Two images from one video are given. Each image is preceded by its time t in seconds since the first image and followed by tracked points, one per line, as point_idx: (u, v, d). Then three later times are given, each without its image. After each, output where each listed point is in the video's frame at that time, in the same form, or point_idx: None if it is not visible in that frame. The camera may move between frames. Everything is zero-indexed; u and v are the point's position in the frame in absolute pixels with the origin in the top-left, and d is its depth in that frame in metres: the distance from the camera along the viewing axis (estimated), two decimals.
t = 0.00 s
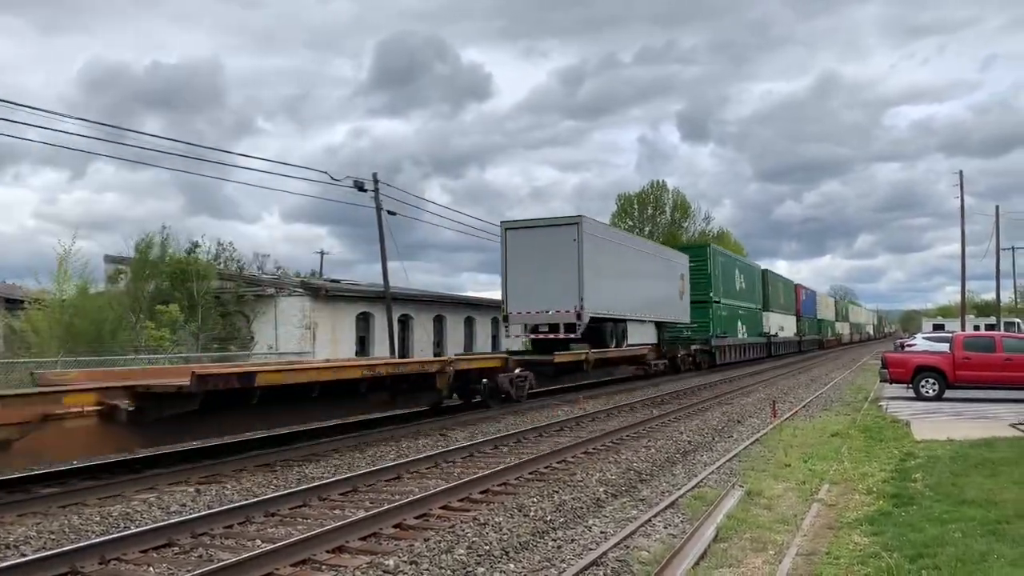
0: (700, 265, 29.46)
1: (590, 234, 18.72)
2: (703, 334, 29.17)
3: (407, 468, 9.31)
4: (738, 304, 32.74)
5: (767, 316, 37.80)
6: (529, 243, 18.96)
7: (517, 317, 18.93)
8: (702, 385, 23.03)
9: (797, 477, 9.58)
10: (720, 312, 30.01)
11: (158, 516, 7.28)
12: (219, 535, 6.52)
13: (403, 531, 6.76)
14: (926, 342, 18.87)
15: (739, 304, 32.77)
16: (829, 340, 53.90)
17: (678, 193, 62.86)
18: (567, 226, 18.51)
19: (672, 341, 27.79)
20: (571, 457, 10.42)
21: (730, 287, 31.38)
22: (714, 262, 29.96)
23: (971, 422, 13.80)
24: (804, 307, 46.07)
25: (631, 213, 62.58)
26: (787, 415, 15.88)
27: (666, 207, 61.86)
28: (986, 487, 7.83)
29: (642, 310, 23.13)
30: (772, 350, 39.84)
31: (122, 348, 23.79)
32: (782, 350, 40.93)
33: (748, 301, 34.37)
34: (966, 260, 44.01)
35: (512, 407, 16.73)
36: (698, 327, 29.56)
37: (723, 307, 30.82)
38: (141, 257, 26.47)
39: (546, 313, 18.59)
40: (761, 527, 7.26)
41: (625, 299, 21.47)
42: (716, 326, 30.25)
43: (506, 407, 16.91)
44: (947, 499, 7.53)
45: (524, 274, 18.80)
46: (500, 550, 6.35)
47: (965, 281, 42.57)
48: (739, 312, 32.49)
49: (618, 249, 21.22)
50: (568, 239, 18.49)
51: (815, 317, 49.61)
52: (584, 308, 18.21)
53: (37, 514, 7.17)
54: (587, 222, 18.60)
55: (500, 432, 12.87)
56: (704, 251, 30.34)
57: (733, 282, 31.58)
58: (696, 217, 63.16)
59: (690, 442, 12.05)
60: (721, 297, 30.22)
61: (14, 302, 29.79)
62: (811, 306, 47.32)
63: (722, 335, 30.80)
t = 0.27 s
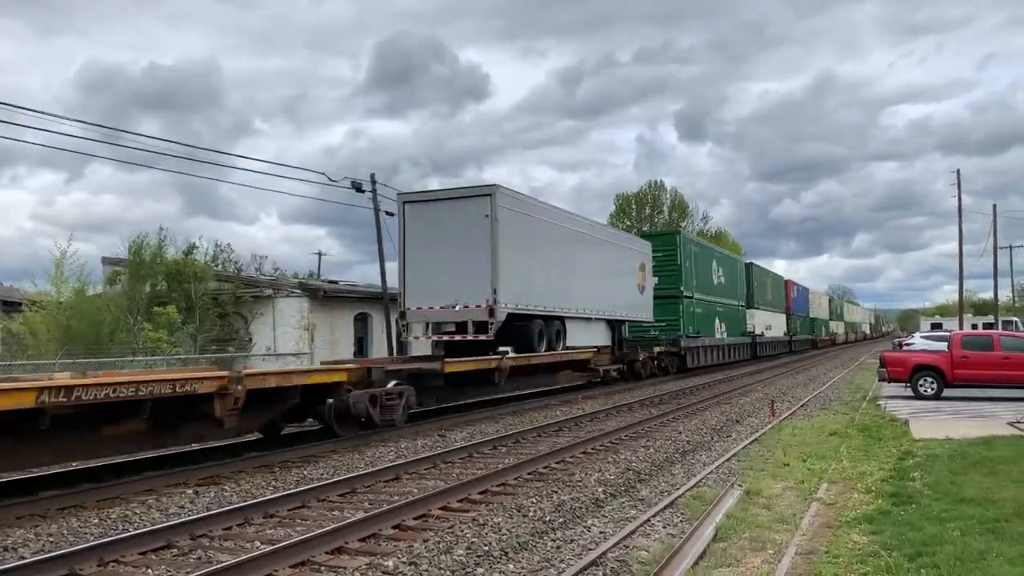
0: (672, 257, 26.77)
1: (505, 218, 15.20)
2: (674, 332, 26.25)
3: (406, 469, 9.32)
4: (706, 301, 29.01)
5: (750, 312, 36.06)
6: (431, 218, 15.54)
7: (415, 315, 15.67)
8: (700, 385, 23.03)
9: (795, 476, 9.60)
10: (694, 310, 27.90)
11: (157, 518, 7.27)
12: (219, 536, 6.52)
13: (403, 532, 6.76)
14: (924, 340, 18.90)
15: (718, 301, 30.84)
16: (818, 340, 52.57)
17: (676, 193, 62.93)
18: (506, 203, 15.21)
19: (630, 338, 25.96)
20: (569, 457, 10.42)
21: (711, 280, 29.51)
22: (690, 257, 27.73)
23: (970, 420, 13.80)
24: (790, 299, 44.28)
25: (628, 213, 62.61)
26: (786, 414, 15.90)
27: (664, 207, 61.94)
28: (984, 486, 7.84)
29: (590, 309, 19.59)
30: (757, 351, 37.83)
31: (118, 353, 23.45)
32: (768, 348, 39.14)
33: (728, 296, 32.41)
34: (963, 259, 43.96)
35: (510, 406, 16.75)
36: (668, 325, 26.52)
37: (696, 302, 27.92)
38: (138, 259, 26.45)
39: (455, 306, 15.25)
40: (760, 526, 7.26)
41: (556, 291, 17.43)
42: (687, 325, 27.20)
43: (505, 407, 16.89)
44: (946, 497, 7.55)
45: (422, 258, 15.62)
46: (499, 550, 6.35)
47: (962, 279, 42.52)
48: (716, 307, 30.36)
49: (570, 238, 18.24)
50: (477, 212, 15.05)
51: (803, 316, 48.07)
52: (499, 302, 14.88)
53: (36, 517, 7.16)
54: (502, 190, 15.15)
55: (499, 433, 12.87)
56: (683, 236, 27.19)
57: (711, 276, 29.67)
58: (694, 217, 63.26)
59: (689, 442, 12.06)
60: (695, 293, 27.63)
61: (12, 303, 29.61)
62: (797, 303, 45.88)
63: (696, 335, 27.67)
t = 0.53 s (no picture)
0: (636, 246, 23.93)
1: (366, 174, 11.57)
2: (639, 331, 23.50)
3: (407, 469, 9.32)
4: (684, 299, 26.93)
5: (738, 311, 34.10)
6: (264, 173, 11.91)
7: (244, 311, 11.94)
8: (701, 385, 23.01)
9: (797, 476, 9.60)
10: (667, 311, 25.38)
11: (159, 518, 7.28)
12: (221, 536, 6.53)
13: (404, 532, 6.77)
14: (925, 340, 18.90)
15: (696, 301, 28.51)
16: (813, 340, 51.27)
17: (677, 193, 62.95)
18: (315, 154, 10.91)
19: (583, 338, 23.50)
20: (571, 457, 10.42)
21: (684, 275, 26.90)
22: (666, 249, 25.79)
23: (971, 420, 13.78)
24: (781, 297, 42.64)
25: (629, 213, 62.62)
26: (787, 414, 15.90)
27: (665, 207, 61.96)
28: (986, 485, 7.84)
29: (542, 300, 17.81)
30: (746, 353, 35.91)
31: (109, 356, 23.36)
32: (758, 349, 37.18)
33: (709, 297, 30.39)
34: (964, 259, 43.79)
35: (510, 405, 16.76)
36: (628, 324, 23.81)
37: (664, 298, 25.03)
38: (139, 260, 26.47)
39: (295, 298, 11.56)
40: (761, 526, 7.27)
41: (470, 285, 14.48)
42: (654, 322, 24.47)
43: (506, 407, 16.88)
44: (947, 497, 7.55)
45: (256, 218, 11.96)
46: (500, 550, 6.35)
47: (965, 279, 42.32)
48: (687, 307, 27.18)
49: (494, 215, 15.53)
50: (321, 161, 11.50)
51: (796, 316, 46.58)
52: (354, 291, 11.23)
53: (38, 516, 7.16)
54: (362, 137, 11.53)
55: (500, 432, 12.86)
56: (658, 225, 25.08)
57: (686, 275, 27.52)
58: (695, 217, 63.29)
59: (691, 442, 12.05)
60: (662, 288, 24.65)
61: (13, 304, 29.65)
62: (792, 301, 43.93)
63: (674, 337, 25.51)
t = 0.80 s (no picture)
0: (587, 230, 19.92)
1: (206, 124, 8.91)
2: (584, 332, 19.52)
3: (409, 469, 9.32)
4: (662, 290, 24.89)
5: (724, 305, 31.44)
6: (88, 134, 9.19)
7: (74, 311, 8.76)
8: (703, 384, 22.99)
9: (799, 475, 9.59)
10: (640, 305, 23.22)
11: (161, 517, 7.27)
12: (222, 535, 6.53)
13: (406, 531, 6.76)
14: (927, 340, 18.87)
15: (676, 292, 26.41)
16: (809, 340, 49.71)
17: (679, 193, 62.96)
18: (84, 64, 7.54)
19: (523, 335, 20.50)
20: (572, 456, 10.41)
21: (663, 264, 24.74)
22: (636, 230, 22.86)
23: (974, 420, 13.75)
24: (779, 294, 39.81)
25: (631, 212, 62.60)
26: (789, 413, 15.87)
27: (666, 206, 61.95)
28: (988, 485, 7.83)
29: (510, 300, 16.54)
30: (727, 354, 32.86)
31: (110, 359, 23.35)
32: (750, 349, 35.31)
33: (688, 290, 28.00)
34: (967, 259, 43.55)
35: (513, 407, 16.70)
36: (574, 324, 19.88)
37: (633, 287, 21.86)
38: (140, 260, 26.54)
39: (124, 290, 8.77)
40: (763, 525, 7.27)
41: (419, 276, 12.80)
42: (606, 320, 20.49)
43: (507, 407, 16.87)
44: (950, 496, 7.54)
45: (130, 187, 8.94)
46: (502, 549, 6.34)
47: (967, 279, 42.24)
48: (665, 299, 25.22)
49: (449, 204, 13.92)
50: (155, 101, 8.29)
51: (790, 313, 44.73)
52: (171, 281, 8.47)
53: (40, 515, 7.17)
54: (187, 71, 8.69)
55: (501, 432, 12.85)
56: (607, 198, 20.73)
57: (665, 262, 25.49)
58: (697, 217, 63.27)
59: (693, 441, 12.03)
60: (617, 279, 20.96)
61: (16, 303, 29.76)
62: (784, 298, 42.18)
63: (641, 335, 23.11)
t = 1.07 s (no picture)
0: (509, 201, 16.28)
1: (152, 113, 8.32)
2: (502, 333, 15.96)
3: (409, 468, 9.32)
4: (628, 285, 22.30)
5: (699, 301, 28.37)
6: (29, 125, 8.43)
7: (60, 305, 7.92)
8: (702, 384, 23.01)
9: (799, 475, 9.59)
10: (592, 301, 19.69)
11: (161, 517, 7.27)
12: (222, 535, 6.54)
13: (406, 531, 6.76)
14: (927, 339, 18.88)
15: (651, 288, 24.16)
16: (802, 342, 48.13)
17: (680, 193, 63.01)
18: (67, 60, 7.42)
19: (431, 335, 16.96)
20: (572, 456, 10.41)
21: (627, 254, 22.18)
22: (561, 200, 18.33)
23: (975, 419, 13.74)
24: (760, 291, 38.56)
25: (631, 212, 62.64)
26: (789, 413, 15.87)
27: (667, 206, 61.98)
28: (988, 485, 7.83)
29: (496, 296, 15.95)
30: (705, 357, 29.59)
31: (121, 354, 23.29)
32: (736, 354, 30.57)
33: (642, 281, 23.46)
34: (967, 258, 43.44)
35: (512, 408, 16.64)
36: (492, 322, 16.22)
37: (577, 276, 18.68)
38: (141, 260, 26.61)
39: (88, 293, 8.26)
40: (763, 525, 7.27)
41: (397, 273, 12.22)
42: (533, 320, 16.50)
43: (507, 406, 16.87)
44: (949, 496, 7.54)
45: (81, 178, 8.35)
46: (502, 549, 6.35)
47: (966, 278, 42.26)
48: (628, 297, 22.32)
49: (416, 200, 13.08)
50: (141, 96, 8.18)
51: (781, 311, 42.94)
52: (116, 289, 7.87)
53: (40, 515, 7.17)
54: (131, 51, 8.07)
55: (501, 431, 12.86)
56: (533, 163, 16.83)
57: (614, 249, 21.27)
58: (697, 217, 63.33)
59: (693, 441, 12.03)
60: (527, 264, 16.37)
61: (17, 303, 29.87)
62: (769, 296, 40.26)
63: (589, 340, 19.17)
